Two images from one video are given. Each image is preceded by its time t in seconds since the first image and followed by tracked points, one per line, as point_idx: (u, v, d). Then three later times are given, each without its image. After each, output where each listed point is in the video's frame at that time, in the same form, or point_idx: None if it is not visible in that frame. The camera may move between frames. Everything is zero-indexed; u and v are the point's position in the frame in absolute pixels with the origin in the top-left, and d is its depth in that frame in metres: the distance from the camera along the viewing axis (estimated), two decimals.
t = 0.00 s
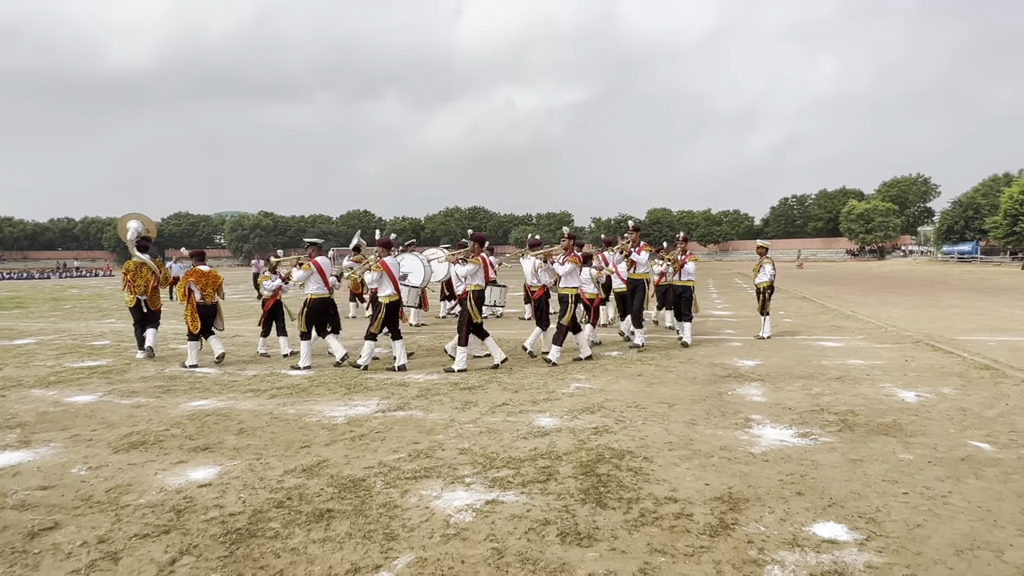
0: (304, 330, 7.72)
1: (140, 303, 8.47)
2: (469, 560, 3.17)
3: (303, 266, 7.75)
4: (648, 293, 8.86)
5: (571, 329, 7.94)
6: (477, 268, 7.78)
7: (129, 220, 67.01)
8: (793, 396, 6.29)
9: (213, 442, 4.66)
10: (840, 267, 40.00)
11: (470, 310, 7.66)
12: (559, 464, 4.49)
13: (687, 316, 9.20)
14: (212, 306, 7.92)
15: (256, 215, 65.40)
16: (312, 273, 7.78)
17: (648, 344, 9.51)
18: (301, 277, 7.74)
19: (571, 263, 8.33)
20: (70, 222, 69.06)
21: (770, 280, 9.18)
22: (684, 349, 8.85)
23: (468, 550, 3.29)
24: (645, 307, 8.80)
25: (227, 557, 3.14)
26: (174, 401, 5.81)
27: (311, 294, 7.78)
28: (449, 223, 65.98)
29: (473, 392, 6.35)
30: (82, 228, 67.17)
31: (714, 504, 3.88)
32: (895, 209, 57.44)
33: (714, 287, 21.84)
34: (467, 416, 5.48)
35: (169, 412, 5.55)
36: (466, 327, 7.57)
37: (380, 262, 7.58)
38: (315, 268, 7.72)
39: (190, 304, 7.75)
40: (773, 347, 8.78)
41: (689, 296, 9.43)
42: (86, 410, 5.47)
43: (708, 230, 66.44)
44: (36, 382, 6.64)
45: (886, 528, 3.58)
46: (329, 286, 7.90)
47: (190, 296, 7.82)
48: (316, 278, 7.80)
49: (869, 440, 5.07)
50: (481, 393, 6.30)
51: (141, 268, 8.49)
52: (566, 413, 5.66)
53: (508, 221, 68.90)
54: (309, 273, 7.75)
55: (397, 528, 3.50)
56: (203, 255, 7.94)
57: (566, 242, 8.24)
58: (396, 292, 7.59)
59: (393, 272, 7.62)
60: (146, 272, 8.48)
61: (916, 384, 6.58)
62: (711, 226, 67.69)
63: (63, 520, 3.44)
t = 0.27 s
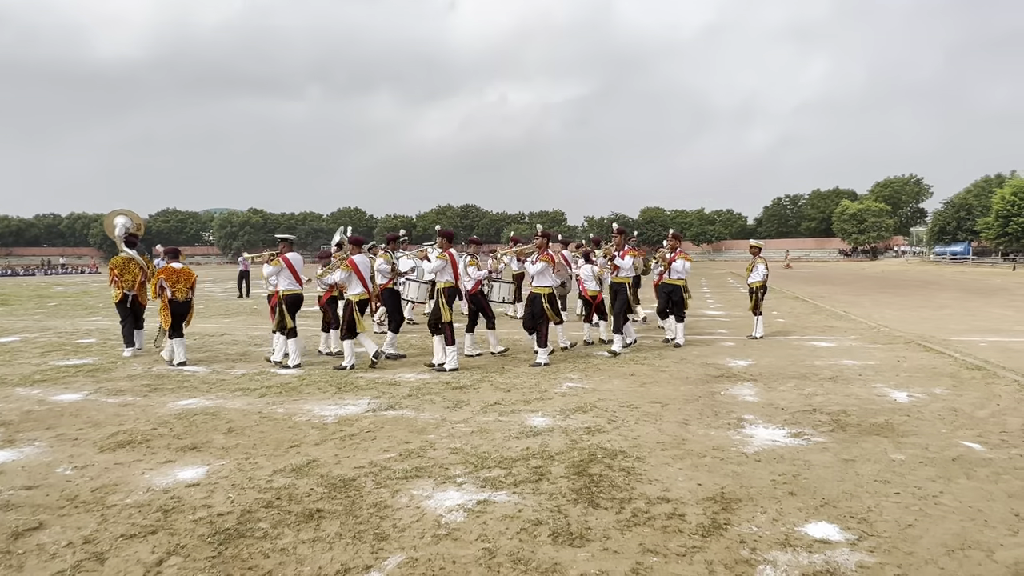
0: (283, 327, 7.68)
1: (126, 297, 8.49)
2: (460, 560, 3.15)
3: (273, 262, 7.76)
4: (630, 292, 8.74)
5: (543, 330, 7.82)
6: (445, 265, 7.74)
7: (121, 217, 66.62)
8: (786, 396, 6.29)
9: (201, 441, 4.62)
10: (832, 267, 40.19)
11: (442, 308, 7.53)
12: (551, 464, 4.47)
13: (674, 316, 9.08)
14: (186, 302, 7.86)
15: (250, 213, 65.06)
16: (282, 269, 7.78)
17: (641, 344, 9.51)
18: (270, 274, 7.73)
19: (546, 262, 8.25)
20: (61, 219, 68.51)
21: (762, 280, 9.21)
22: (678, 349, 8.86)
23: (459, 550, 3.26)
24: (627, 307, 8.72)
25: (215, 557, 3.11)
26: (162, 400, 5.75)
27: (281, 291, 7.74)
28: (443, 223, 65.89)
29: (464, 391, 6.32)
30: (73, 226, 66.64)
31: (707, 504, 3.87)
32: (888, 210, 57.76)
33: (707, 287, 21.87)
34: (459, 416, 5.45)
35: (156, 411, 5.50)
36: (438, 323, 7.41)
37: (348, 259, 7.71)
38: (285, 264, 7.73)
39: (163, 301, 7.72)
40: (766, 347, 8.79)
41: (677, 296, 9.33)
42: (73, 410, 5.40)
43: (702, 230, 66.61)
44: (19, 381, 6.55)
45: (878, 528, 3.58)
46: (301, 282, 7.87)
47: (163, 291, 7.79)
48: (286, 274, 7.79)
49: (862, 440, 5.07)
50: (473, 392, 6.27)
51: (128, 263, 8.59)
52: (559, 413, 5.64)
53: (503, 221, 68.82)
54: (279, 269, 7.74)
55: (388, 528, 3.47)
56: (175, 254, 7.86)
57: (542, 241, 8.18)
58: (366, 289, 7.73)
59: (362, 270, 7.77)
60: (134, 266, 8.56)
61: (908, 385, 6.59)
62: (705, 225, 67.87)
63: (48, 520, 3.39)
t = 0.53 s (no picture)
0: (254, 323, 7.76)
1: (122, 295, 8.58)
2: (453, 557, 3.16)
3: (250, 261, 7.81)
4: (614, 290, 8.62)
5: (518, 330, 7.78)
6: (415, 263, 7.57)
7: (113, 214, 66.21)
8: (778, 394, 6.33)
9: (194, 438, 4.61)
10: (825, 266, 40.39)
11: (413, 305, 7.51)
12: (545, 461, 4.48)
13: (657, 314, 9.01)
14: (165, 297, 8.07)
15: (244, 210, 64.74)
16: (258, 267, 7.82)
17: (635, 342, 9.54)
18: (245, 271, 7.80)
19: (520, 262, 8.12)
20: (53, 215, 67.99)
21: (756, 278, 9.22)
22: (671, 348, 8.89)
23: (452, 547, 3.27)
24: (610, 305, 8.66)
25: (208, 554, 3.10)
26: (154, 397, 5.73)
27: (257, 289, 7.82)
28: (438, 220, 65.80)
29: (458, 389, 6.33)
30: (65, 222, 66.13)
31: (699, 502, 3.89)
32: (880, 210, 58.07)
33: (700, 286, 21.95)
34: (452, 414, 5.46)
35: (149, 407, 5.48)
36: (405, 321, 7.41)
37: (320, 255, 7.65)
38: (261, 263, 7.74)
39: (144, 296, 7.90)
40: (759, 346, 8.84)
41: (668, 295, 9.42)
42: (64, 406, 5.38)
43: (696, 229, 66.79)
44: (10, 377, 6.52)
45: (869, 525, 3.62)
46: (276, 280, 7.85)
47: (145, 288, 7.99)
48: (262, 272, 7.82)
49: (853, 439, 5.11)
50: (467, 390, 6.28)
51: (124, 261, 8.51)
52: (552, 411, 5.66)
53: (498, 219, 68.77)
54: (255, 267, 7.77)
55: (381, 525, 3.47)
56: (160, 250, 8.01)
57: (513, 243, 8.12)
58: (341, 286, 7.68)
59: (336, 266, 7.70)
60: (129, 264, 8.50)
61: (899, 383, 6.64)
62: (699, 224, 68.05)
63: (40, 517, 3.38)
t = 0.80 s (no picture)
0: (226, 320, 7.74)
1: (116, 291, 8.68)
2: (449, 554, 3.16)
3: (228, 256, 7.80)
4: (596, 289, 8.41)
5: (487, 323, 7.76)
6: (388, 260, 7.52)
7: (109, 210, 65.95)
8: (773, 392, 6.35)
9: (190, 434, 4.60)
10: (821, 264, 40.49)
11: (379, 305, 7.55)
12: (541, 458, 4.49)
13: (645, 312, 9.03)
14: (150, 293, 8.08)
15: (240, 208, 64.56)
16: (236, 263, 7.80)
17: (632, 341, 9.56)
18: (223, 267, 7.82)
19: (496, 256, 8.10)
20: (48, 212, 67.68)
21: (752, 277, 9.24)
22: (667, 346, 8.91)
23: (448, 544, 3.28)
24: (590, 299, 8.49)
25: (203, 550, 3.10)
26: (150, 394, 5.72)
27: (235, 284, 7.78)
28: (435, 218, 65.72)
29: (454, 386, 6.33)
30: (61, 218, 65.84)
31: (695, 499, 3.91)
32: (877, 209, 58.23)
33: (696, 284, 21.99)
34: (449, 411, 5.46)
35: (144, 403, 5.47)
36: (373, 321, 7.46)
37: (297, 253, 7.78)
38: (239, 259, 7.74)
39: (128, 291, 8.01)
40: (755, 344, 8.86)
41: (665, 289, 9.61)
42: (59, 402, 5.37)
43: (693, 228, 66.87)
44: (5, 373, 6.50)
45: (863, 523, 3.64)
46: (254, 277, 7.85)
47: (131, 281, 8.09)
48: (240, 269, 7.83)
49: (848, 437, 5.13)
50: (463, 387, 6.28)
51: (118, 256, 8.56)
52: (548, 408, 5.67)
53: (495, 217, 68.73)
54: (233, 263, 7.77)
55: (377, 522, 3.48)
56: (147, 245, 8.30)
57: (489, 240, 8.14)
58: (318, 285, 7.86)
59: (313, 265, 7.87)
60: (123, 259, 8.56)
61: (894, 382, 6.67)
62: (696, 223, 68.12)
63: (35, 513, 3.37)
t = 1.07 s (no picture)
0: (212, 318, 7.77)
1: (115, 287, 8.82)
2: (448, 551, 3.17)
3: (206, 255, 7.75)
4: (571, 289, 8.26)
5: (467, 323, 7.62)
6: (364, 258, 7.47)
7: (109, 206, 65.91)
8: (772, 391, 6.36)
9: (189, 431, 4.61)
10: (821, 263, 40.47)
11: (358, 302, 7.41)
12: (540, 456, 4.50)
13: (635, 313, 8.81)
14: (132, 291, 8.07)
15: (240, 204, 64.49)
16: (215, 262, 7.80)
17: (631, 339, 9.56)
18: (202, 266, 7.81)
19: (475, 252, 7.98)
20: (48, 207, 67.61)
21: (752, 276, 9.25)
22: (667, 344, 8.91)
23: (447, 541, 3.28)
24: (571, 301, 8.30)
25: (203, 547, 3.11)
26: (150, 390, 5.73)
27: (215, 284, 7.80)
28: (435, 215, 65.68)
29: (454, 384, 6.34)
30: (60, 214, 65.78)
31: (693, 498, 3.92)
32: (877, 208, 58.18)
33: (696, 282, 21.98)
34: (448, 409, 5.47)
35: (144, 400, 5.48)
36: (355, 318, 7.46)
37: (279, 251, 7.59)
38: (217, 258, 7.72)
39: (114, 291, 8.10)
40: (754, 343, 8.87)
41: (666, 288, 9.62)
42: (59, 399, 5.38)
43: (693, 226, 66.82)
44: (5, 370, 6.50)
45: (861, 521, 3.65)
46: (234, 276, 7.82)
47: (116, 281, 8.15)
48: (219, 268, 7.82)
49: (846, 436, 5.14)
50: (463, 385, 6.29)
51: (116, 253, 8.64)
52: (548, 406, 5.68)
53: (495, 214, 68.68)
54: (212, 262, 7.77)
55: (376, 519, 3.48)
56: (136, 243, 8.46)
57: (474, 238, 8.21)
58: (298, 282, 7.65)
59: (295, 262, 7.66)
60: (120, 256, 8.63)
61: (893, 381, 6.68)
62: (696, 221, 68.07)
63: (34, 510, 3.38)
